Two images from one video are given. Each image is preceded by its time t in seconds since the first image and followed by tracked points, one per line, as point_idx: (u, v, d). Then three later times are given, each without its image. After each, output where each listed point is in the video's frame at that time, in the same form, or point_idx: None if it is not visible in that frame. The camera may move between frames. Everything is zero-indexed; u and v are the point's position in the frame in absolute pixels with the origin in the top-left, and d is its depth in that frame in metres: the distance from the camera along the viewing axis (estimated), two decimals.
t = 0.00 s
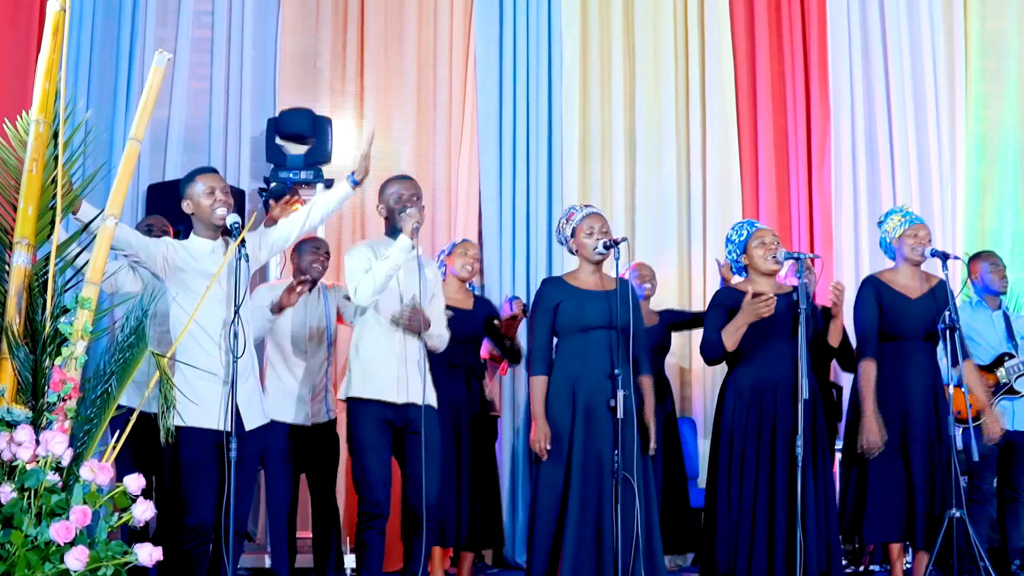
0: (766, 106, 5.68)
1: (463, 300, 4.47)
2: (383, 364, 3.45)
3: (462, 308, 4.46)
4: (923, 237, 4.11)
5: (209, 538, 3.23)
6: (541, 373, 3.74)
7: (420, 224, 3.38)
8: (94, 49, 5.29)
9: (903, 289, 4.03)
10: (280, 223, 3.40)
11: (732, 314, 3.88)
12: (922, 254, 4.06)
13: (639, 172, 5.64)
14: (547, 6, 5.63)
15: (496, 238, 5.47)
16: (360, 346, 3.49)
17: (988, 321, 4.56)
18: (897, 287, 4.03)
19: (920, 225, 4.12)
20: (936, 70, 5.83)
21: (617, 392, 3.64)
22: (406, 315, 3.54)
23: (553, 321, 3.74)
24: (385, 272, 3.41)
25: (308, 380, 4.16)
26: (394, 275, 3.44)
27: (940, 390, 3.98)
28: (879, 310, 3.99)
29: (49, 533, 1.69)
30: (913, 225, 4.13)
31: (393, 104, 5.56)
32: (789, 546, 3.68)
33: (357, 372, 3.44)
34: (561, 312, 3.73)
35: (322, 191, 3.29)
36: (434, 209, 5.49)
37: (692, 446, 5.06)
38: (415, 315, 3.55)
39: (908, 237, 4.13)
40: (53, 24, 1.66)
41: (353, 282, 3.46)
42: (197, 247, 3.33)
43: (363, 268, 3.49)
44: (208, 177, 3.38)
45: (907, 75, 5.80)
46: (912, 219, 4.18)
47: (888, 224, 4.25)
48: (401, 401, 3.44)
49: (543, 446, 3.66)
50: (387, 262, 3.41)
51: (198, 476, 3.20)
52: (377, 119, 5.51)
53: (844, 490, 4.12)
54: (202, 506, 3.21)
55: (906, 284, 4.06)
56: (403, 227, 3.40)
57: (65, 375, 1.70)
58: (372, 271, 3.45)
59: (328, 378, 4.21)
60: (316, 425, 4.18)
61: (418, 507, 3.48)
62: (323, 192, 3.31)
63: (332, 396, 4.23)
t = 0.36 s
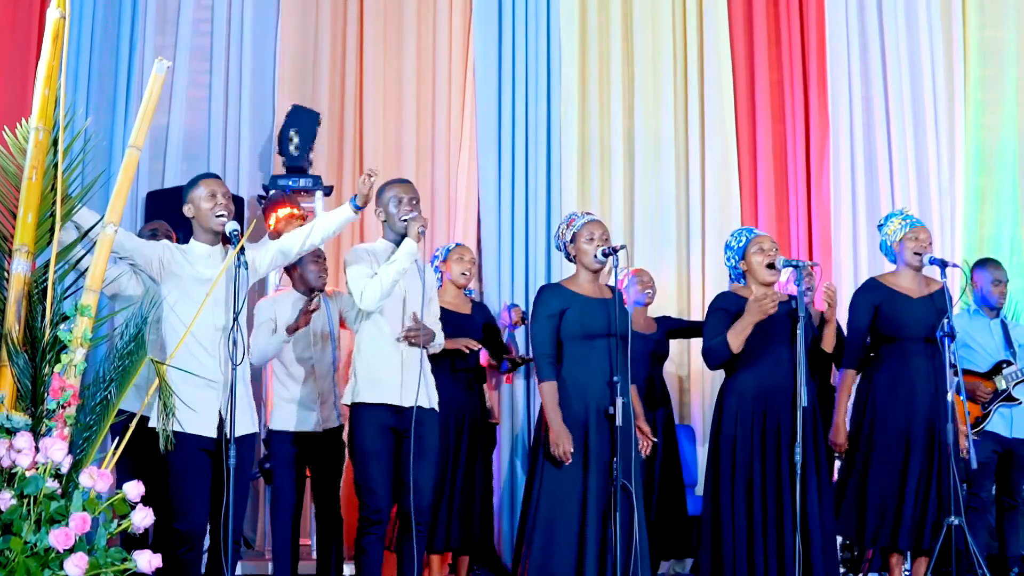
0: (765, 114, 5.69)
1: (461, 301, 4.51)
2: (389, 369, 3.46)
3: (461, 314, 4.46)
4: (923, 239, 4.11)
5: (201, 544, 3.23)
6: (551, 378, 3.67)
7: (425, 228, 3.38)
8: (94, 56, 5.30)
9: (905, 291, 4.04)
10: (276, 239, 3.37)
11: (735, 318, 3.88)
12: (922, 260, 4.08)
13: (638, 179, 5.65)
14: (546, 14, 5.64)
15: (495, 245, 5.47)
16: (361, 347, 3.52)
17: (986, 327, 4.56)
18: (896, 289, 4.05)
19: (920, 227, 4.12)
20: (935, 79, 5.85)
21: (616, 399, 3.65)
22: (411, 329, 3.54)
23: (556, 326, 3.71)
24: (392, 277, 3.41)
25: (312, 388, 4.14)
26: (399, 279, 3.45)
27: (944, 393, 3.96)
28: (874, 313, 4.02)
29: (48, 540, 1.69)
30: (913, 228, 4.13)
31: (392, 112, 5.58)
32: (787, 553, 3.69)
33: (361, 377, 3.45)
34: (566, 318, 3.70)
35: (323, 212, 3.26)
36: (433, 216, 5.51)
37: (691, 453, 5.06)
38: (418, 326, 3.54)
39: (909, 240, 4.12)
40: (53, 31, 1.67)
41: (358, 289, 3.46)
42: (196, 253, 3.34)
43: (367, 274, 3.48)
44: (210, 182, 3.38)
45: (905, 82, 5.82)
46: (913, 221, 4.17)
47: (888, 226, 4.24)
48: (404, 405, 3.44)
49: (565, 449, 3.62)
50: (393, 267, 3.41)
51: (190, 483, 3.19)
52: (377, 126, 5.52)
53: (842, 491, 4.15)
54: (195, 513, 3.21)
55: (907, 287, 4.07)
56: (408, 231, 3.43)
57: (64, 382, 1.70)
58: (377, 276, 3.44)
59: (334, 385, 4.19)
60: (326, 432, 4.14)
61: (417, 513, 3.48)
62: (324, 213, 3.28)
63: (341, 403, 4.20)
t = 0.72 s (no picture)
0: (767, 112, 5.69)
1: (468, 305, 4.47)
2: (395, 373, 3.47)
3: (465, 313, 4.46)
4: (926, 240, 4.11)
5: (197, 540, 3.25)
6: (561, 383, 3.64)
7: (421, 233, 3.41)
8: (96, 55, 5.31)
9: (911, 296, 4.03)
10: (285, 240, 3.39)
11: (735, 314, 3.88)
12: (927, 261, 4.06)
13: (640, 177, 5.65)
14: (547, 13, 5.65)
15: (497, 244, 5.48)
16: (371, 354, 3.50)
17: (988, 327, 4.60)
18: (903, 294, 4.04)
19: (921, 230, 4.12)
20: (937, 77, 5.85)
21: (618, 398, 3.65)
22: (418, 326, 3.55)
23: (566, 328, 3.69)
24: (387, 282, 3.41)
25: (322, 388, 4.15)
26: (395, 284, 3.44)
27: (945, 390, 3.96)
28: (883, 316, 4.00)
29: (51, 538, 1.69)
30: (915, 231, 4.13)
31: (395, 111, 5.59)
32: (791, 550, 3.69)
33: (368, 384, 3.44)
34: (574, 321, 3.68)
35: (328, 218, 3.26)
36: (436, 214, 5.52)
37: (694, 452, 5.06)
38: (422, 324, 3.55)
39: (911, 243, 4.12)
40: (55, 31, 1.67)
41: (358, 293, 3.49)
42: (200, 254, 3.34)
43: (367, 279, 3.52)
44: (212, 183, 3.39)
45: (907, 81, 5.81)
46: (913, 225, 4.17)
47: (889, 234, 4.24)
48: (410, 408, 3.44)
49: (580, 456, 3.60)
50: (387, 273, 3.41)
51: (188, 481, 3.20)
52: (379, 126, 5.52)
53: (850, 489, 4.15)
54: (192, 513, 3.22)
55: (912, 292, 4.06)
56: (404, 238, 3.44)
57: (67, 381, 1.70)
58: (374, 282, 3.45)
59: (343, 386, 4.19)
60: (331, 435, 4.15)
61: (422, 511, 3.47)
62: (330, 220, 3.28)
63: (348, 406, 4.19)
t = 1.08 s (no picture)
0: (772, 102, 5.67)
1: (474, 296, 4.45)
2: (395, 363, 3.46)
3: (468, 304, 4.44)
4: (930, 234, 4.08)
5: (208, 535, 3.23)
6: (553, 370, 3.71)
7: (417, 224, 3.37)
8: (100, 47, 5.29)
9: (916, 285, 4.02)
10: (288, 229, 3.38)
11: (739, 308, 3.87)
12: (932, 253, 4.05)
13: (645, 168, 5.64)
14: (552, 4, 5.63)
15: (502, 235, 5.47)
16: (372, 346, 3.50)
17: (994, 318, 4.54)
18: (909, 283, 4.03)
19: (926, 222, 4.10)
20: (943, 67, 5.82)
21: (623, 388, 3.64)
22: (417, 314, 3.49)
23: (561, 319, 3.74)
24: (384, 274, 3.37)
25: (323, 374, 4.16)
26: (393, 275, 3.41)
27: (950, 380, 3.97)
28: (890, 307, 3.98)
29: (56, 529, 1.69)
30: (920, 223, 4.11)
31: (399, 102, 5.58)
32: (795, 541, 3.69)
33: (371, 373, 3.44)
34: (570, 309, 3.72)
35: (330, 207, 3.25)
36: (440, 206, 5.51)
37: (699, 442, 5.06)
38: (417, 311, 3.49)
39: (916, 235, 4.10)
40: (59, 21, 1.66)
41: (358, 284, 3.47)
42: (203, 246, 3.33)
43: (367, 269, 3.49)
44: (217, 173, 3.39)
45: (913, 72, 5.79)
46: (918, 216, 4.16)
47: (893, 224, 4.23)
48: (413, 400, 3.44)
49: (568, 438, 3.65)
50: (384, 265, 3.37)
51: (195, 471, 3.21)
52: (383, 117, 5.51)
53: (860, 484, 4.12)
54: (199, 504, 3.21)
55: (918, 282, 4.05)
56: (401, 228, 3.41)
57: (71, 370, 1.71)
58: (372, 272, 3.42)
59: (345, 371, 4.19)
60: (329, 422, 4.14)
61: (427, 501, 3.46)
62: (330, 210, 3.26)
63: (349, 394, 4.17)
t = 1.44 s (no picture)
0: (774, 98, 5.65)
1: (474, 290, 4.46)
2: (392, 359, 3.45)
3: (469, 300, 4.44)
4: (930, 225, 4.07)
5: (207, 529, 3.23)
6: (546, 370, 3.78)
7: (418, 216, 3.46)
8: (102, 43, 5.29)
9: (914, 277, 4.00)
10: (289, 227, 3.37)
11: (742, 303, 3.86)
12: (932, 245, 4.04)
13: (647, 165, 5.63)
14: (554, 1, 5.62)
15: (504, 232, 5.47)
16: (368, 338, 3.49)
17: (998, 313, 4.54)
18: (907, 275, 4.01)
19: (926, 213, 4.08)
20: (945, 62, 5.81)
21: (626, 385, 3.63)
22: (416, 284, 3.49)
23: (558, 317, 3.75)
24: (386, 264, 3.40)
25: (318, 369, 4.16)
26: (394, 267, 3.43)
27: (954, 378, 3.95)
28: (887, 298, 3.97)
29: (58, 527, 1.69)
30: (920, 215, 4.08)
31: (401, 98, 5.57)
32: (798, 537, 3.69)
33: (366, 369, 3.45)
34: (568, 306, 3.72)
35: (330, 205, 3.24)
36: (443, 202, 5.50)
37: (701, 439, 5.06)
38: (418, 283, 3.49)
39: (915, 226, 4.08)
40: (61, 18, 1.65)
41: (356, 276, 3.48)
42: (206, 242, 3.33)
43: (366, 261, 3.50)
44: (219, 168, 3.39)
45: (916, 68, 5.77)
46: (917, 207, 4.13)
47: (890, 214, 4.20)
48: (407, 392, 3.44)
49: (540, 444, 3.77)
50: (386, 255, 3.40)
51: (197, 470, 3.19)
52: (385, 114, 5.50)
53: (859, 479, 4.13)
54: (203, 500, 3.21)
55: (915, 272, 4.03)
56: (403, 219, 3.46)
57: (73, 369, 1.69)
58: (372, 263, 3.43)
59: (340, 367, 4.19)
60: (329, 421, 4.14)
61: (424, 497, 3.46)
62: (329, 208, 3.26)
63: (344, 391, 4.16)
